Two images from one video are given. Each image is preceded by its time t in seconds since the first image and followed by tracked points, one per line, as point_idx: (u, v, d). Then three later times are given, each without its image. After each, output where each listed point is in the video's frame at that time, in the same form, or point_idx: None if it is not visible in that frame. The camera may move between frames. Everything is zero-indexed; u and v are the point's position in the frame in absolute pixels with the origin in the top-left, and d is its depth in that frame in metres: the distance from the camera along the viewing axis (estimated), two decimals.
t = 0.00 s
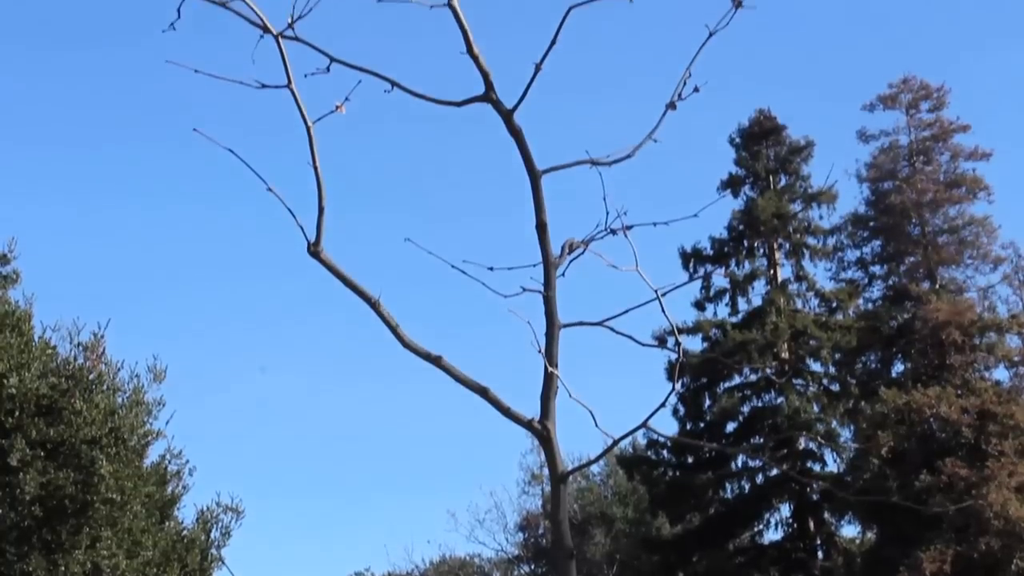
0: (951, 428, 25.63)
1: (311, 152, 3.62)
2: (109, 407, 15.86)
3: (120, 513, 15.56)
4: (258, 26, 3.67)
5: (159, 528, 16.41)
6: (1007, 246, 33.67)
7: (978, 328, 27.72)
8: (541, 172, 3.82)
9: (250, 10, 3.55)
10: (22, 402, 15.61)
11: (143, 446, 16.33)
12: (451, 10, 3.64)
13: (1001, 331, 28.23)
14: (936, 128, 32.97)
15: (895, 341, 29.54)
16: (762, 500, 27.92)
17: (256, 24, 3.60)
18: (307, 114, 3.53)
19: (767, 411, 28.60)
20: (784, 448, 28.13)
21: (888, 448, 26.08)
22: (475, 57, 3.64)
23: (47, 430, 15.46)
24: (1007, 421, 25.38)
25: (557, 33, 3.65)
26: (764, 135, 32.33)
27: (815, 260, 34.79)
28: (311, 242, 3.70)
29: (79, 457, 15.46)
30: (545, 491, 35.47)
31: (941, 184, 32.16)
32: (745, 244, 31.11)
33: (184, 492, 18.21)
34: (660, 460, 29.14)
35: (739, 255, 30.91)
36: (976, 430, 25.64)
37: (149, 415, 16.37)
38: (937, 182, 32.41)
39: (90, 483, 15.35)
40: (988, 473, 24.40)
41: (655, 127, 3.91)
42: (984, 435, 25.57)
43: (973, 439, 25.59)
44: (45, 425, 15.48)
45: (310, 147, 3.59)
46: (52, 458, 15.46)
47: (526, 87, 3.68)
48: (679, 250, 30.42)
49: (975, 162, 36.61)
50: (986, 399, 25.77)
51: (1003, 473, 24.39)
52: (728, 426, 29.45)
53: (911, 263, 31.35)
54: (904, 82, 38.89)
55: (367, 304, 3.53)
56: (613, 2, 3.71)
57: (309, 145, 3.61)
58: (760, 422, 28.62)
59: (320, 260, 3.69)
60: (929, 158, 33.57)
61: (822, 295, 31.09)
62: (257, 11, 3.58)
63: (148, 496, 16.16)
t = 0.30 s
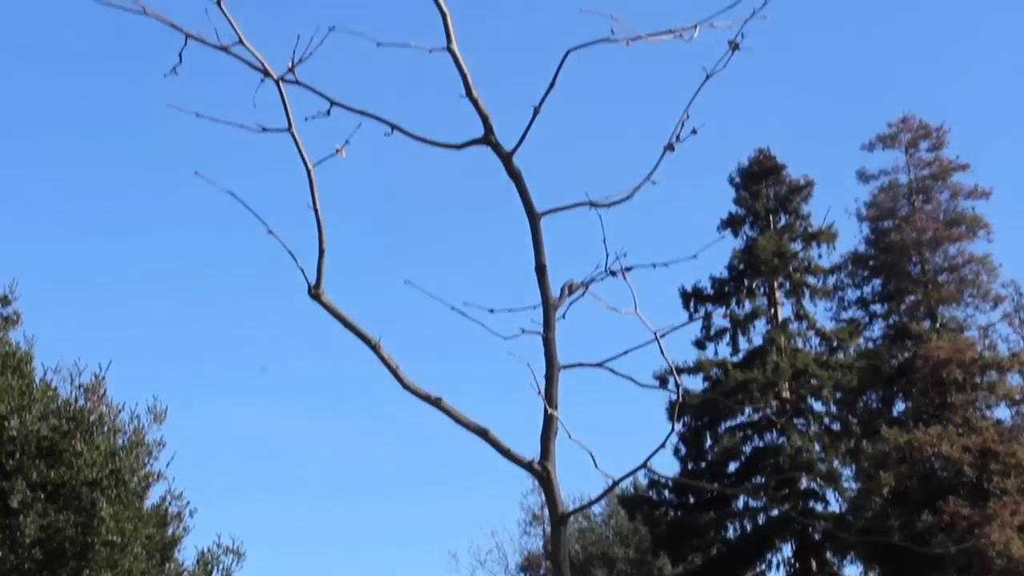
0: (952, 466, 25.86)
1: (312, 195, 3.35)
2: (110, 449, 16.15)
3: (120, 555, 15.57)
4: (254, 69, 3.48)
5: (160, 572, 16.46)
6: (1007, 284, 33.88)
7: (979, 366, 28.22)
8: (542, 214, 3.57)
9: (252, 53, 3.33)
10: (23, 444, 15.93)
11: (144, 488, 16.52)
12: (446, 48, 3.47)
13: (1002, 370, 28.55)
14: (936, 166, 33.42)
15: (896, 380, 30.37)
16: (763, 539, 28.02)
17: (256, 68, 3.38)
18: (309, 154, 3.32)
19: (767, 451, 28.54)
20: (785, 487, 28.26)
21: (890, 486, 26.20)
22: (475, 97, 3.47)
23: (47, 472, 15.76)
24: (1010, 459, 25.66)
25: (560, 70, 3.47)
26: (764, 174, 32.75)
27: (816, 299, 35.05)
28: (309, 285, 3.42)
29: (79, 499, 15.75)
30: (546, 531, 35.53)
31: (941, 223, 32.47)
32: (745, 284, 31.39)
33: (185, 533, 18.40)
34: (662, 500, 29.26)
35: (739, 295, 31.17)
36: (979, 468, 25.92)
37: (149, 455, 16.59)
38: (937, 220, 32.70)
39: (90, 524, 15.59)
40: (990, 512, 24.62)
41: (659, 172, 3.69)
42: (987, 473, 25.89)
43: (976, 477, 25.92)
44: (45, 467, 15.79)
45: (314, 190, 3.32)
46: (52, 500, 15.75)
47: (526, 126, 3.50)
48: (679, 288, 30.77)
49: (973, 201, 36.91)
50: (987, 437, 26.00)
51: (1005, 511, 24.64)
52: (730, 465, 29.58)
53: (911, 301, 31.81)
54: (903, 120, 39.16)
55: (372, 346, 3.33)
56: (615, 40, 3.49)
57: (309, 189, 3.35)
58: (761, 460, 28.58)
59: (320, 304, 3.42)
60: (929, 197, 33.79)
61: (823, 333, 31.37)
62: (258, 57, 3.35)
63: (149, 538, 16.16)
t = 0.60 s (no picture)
0: (955, 500, 26.07)
1: (313, 223, 3.15)
2: (110, 486, 16.45)
3: None
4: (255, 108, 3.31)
5: None
6: (1010, 319, 34.22)
7: (980, 401, 28.44)
8: (540, 254, 3.34)
9: (251, 92, 3.16)
10: (23, 481, 16.04)
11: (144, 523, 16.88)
12: (447, 85, 3.28)
13: (1004, 405, 28.83)
14: (935, 202, 33.92)
15: (897, 416, 30.22)
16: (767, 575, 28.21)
17: (256, 106, 3.20)
18: (307, 190, 3.12)
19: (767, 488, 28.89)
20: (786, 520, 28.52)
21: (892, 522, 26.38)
22: (472, 133, 3.27)
23: (47, 510, 15.96)
24: (1012, 494, 25.91)
25: (558, 108, 3.26)
26: (764, 211, 33.16)
27: (817, 334, 35.41)
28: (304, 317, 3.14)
29: (79, 537, 16.04)
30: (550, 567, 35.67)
31: (941, 258, 32.90)
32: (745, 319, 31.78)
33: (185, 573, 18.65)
34: (664, 537, 29.52)
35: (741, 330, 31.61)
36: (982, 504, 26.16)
37: (149, 492, 16.89)
38: (937, 256, 33.17)
39: (90, 562, 15.98)
40: (992, 547, 24.85)
41: (654, 206, 3.47)
42: (989, 508, 26.05)
43: (978, 512, 26.18)
44: (46, 506, 15.99)
45: (314, 220, 3.14)
46: (53, 536, 16.00)
47: (523, 164, 3.26)
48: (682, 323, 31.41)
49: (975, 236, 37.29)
50: (990, 472, 26.21)
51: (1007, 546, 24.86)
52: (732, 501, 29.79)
53: (912, 336, 31.99)
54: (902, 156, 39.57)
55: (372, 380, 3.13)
56: (610, 77, 3.29)
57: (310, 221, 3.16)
58: (763, 497, 28.80)
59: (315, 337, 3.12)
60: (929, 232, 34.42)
61: (824, 369, 31.59)
62: (260, 95, 3.18)
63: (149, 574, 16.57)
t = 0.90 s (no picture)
0: (957, 535, 26.28)
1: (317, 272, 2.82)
2: (111, 523, 16.76)
3: None
4: (251, 147, 3.00)
5: None
6: (1011, 354, 34.53)
7: (982, 436, 28.78)
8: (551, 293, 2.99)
9: (251, 130, 2.85)
10: (24, 519, 16.39)
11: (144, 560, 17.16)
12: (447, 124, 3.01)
13: (1005, 440, 29.24)
14: (935, 237, 34.38)
15: (899, 451, 30.92)
16: None
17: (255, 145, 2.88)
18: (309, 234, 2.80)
19: (769, 523, 29.02)
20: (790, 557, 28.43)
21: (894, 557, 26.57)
22: (470, 172, 2.93)
23: (48, 547, 16.26)
24: (1014, 529, 26.32)
25: (559, 146, 2.92)
26: (764, 246, 33.61)
27: (819, 369, 35.83)
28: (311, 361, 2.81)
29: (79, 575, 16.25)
30: None
31: (941, 293, 33.23)
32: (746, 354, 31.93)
33: None
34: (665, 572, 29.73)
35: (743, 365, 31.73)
36: (983, 539, 26.46)
37: (149, 529, 17.20)
38: (937, 290, 33.55)
39: None
40: None
41: (653, 244, 3.07)
42: (991, 543, 26.46)
43: (980, 547, 26.41)
44: (46, 543, 16.31)
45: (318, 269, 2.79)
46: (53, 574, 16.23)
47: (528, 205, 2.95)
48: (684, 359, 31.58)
49: (976, 270, 37.64)
50: (991, 508, 26.53)
51: None
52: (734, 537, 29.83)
53: (913, 371, 32.44)
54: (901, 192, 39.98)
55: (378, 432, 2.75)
56: (609, 117, 2.93)
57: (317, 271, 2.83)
58: (766, 533, 28.99)
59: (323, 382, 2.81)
60: (930, 267, 34.79)
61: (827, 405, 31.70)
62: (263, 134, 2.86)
63: None
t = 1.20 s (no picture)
0: None
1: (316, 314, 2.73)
2: (111, 565, 17.09)
3: None
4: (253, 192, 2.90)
5: None
6: (1012, 394, 34.78)
7: (984, 476, 29.18)
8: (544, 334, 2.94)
9: (253, 175, 2.77)
10: (25, 562, 16.74)
11: None
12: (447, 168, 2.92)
13: (1008, 481, 29.63)
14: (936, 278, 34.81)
15: (901, 492, 31.15)
16: None
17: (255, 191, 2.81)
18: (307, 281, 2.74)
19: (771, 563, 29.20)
20: None
21: None
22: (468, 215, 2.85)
23: None
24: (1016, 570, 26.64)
25: (558, 191, 2.87)
26: (765, 286, 34.07)
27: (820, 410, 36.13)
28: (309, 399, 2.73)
29: None
30: None
31: (942, 333, 33.60)
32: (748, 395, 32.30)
33: None
34: None
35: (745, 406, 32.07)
36: None
37: (149, 571, 17.56)
38: (938, 330, 33.98)
39: None
40: None
41: (652, 285, 2.99)
42: None
43: None
44: None
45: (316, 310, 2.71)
46: None
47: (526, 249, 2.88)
48: (686, 400, 31.84)
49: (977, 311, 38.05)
50: (994, 549, 26.96)
51: None
52: None
53: (915, 412, 32.83)
54: (902, 234, 40.42)
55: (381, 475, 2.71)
56: (605, 162, 2.89)
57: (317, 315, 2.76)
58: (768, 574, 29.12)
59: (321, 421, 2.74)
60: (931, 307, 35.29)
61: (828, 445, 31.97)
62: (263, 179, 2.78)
63: None
